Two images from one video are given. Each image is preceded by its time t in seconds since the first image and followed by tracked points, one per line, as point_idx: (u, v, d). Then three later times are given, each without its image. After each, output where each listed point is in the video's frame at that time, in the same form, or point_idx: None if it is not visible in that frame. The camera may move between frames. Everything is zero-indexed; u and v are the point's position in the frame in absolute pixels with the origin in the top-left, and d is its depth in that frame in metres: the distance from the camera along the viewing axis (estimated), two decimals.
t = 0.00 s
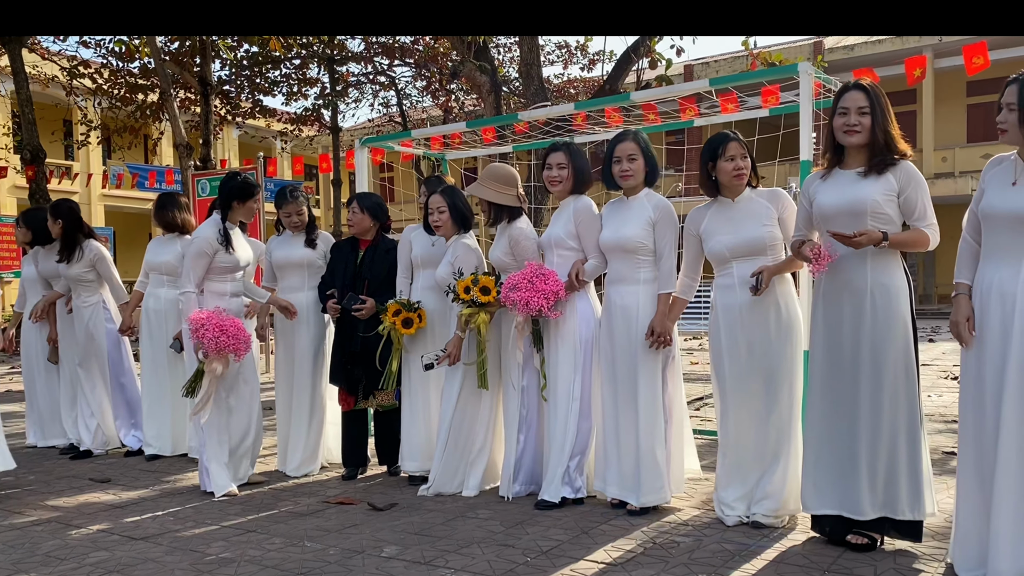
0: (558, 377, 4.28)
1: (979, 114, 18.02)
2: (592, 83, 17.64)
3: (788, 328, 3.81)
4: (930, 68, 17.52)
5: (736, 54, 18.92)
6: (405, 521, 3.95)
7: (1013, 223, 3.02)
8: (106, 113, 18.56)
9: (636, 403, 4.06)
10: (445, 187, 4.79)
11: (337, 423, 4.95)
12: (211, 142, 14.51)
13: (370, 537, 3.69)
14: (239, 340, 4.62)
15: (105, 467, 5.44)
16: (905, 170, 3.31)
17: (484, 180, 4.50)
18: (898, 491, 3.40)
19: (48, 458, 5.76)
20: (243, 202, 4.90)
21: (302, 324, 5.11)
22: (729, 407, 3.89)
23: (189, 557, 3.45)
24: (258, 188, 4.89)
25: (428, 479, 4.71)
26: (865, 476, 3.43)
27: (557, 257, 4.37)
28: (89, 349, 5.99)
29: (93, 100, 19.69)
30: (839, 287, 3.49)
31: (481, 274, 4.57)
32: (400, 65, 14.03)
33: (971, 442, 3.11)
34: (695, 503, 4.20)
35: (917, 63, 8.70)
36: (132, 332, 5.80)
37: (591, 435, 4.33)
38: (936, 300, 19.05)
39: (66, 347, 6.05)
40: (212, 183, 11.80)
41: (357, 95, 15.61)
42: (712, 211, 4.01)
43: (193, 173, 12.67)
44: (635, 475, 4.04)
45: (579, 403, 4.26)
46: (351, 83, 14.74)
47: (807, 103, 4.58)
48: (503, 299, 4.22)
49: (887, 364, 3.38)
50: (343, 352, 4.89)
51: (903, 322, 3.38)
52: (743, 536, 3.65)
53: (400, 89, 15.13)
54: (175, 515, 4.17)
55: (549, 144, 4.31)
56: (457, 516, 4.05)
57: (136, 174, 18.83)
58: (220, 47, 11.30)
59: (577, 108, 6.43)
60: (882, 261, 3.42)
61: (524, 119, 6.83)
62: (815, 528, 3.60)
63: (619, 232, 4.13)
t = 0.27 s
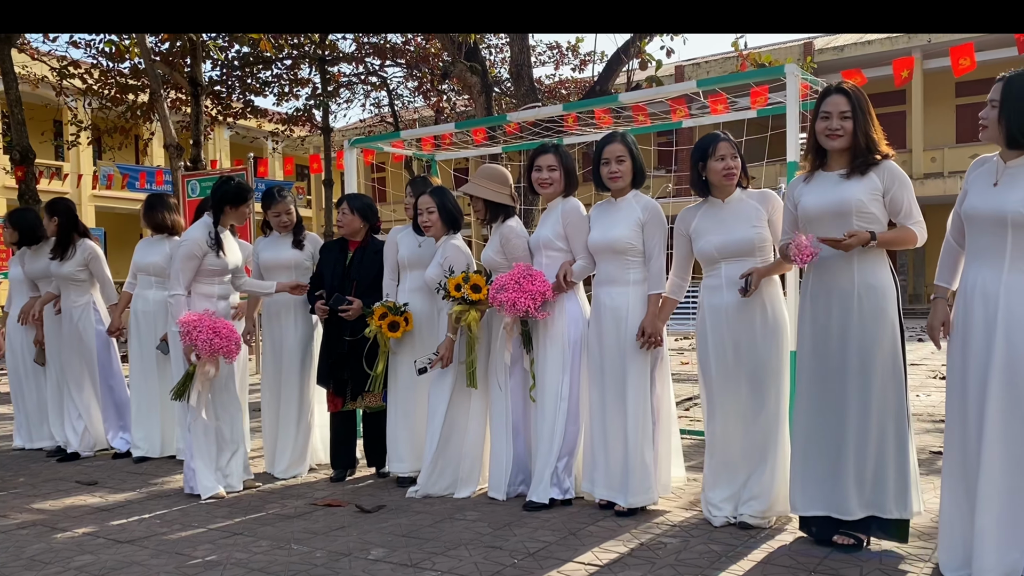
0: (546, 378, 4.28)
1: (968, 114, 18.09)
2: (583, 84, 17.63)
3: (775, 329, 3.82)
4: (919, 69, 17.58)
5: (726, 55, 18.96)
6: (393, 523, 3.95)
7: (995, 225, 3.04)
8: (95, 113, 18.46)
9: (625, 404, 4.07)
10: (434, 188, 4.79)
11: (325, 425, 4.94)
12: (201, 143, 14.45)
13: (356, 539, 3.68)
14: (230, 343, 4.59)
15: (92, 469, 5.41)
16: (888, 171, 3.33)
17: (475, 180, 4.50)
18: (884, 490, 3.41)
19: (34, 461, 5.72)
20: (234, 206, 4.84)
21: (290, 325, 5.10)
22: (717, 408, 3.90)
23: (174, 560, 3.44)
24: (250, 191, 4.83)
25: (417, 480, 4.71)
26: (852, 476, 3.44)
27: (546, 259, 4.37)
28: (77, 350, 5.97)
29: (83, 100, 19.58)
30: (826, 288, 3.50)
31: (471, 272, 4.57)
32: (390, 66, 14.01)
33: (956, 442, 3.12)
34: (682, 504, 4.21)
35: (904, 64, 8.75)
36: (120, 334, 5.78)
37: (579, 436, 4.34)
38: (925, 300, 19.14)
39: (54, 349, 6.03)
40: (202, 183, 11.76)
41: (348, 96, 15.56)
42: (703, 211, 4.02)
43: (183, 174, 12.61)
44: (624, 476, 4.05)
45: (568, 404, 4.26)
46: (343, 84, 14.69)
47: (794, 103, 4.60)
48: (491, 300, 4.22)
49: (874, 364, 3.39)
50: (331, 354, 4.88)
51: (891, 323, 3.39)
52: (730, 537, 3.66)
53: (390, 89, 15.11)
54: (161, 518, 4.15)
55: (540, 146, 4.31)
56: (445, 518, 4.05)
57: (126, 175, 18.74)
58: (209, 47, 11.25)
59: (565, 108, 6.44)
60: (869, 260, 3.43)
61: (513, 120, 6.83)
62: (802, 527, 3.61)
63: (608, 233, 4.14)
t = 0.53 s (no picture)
0: (534, 379, 4.28)
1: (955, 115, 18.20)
2: (572, 84, 17.61)
3: (759, 331, 3.83)
4: (906, 70, 17.64)
5: (714, 56, 18.98)
6: (380, 526, 3.94)
7: (975, 227, 3.06)
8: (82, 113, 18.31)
9: (613, 405, 4.08)
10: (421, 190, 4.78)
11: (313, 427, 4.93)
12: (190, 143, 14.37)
13: (342, 542, 3.67)
14: (213, 342, 4.58)
15: (78, 472, 5.38)
16: (871, 171, 3.37)
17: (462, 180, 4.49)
18: (867, 490, 3.43)
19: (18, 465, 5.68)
20: (222, 208, 4.80)
21: (277, 327, 5.09)
22: (704, 409, 3.91)
23: (158, 564, 3.43)
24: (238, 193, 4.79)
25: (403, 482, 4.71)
26: (836, 476, 3.45)
27: (533, 260, 4.37)
28: (65, 351, 5.94)
29: (70, 100, 19.41)
30: (810, 289, 3.52)
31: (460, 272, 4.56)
32: (380, 67, 13.96)
33: (938, 444, 3.14)
34: (669, 505, 4.22)
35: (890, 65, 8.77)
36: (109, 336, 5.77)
37: (565, 437, 4.34)
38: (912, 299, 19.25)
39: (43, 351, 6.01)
40: (190, 184, 11.70)
41: (338, 96, 15.51)
42: (691, 211, 4.02)
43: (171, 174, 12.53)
44: (611, 476, 4.05)
45: (555, 405, 4.26)
46: (332, 84, 14.64)
47: (778, 106, 4.62)
48: (478, 301, 4.22)
49: (858, 365, 3.41)
50: (318, 356, 4.87)
51: (875, 323, 3.41)
52: (715, 538, 3.67)
53: (379, 90, 15.07)
54: (146, 522, 4.13)
55: (525, 148, 4.30)
56: (431, 520, 4.05)
57: (114, 175, 18.63)
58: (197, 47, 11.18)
59: (551, 109, 6.43)
60: (854, 265, 3.45)
61: (499, 121, 6.82)
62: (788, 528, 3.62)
63: (595, 236, 4.15)
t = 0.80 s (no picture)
0: (521, 380, 4.28)
1: (941, 115, 18.31)
2: (561, 85, 17.61)
3: (743, 331, 3.84)
4: (893, 71, 17.72)
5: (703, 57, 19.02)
6: (365, 528, 3.93)
7: (955, 230, 3.08)
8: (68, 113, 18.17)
9: (600, 406, 4.09)
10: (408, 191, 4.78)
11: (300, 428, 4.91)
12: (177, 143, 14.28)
13: (328, 545, 3.66)
14: (195, 345, 4.55)
15: (62, 475, 5.34)
16: (854, 172, 3.40)
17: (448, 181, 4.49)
18: (852, 490, 3.45)
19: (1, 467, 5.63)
20: (208, 208, 4.77)
21: (262, 329, 5.08)
22: (689, 409, 3.91)
23: (141, 568, 3.41)
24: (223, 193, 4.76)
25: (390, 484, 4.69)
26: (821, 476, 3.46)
27: (519, 261, 4.36)
28: (50, 352, 5.90)
29: (55, 100, 19.27)
30: (793, 291, 3.53)
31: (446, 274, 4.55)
32: (368, 66, 13.91)
33: (921, 445, 3.15)
34: (655, 506, 4.23)
35: (876, 66, 8.81)
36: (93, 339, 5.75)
37: (552, 438, 4.34)
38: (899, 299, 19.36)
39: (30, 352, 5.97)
40: (178, 184, 11.64)
41: (327, 96, 15.46)
42: (680, 209, 4.02)
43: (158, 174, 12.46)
44: (599, 477, 4.06)
45: (541, 406, 4.26)
46: (321, 84, 14.58)
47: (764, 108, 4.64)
48: (464, 302, 4.22)
49: (842, 366, 3.42)
50: (304, 358, 4.85)
51: (859, 324, 3.43)
52: (701, 538, 3.68)
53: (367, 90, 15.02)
54: (129, 525, 4.10)
55: (511, 150, 4.29)
56: (417, 522, 4.04)
57: (101, 175, 18.51)
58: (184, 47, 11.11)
59: (538, 110, 6.43)
60: (839, 265, 3.46)
61: (486, 121, 6.81)
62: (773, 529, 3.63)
63: (583, 237, 4.15)
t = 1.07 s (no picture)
0: (505, 382, 4.28)
1: (925, 116, 18.43)
2: (547, 85, 17.60)
3: (725, 333, 3.85)
4: (877, 72, 17.83)
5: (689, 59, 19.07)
6: (348, 532, 3.91)
7: (933, 234, 3.10)
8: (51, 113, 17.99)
9: (585, 407, 4.09)
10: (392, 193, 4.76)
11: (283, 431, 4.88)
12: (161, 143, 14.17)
13: (310, 549, 3.64)
14: (170, 346, 4.51)
15: (43, 478, 5.28)
16: (833, 174, 3.43)
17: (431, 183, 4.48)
18: (833, 491, 3.47)
19: None
20: (189, 209, 4.74)
21: (244, 331, 5.04)
22: (672, 411, 3.92)
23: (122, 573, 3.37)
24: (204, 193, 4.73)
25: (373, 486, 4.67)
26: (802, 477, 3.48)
27: (503, 263, 4.36)
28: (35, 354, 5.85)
29: (38, 99, 19.06)
30: (773, 293, 3.54)
31: (428, 283, 4.52)
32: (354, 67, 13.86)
33: (901, 446, 3.17)
34: (639, 508, 4.24)
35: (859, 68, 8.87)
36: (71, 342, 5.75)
37: (536, 441, 4.33)
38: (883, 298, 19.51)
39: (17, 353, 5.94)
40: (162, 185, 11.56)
41: (313, 95, 15.39)
42: (666, 208, 4.04)
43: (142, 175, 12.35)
44: (583, 478, 4.07)
45: (525, 408, 4.26)
46: (306, 83, 14.50)
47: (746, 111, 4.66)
48: (447, 303, 4.21)
49: (823, 367, 3.44)
50: (287, 360, 4.82)
51: (840, 326, 3.45)
52: (684, 540, 3.69)
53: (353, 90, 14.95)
54: (110, 529, 4.06)
55: (495, 152, 4.26)
56: (401, 525, 4.03)
57: (84, 175, 18.34)
58: (168, 46, 11.02)
59: (523, 112, 6.43)
60: (820, 267, 3.47)
61: (471, 122, 6.81)
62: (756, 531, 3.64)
63: (568, 240, 4.16)
